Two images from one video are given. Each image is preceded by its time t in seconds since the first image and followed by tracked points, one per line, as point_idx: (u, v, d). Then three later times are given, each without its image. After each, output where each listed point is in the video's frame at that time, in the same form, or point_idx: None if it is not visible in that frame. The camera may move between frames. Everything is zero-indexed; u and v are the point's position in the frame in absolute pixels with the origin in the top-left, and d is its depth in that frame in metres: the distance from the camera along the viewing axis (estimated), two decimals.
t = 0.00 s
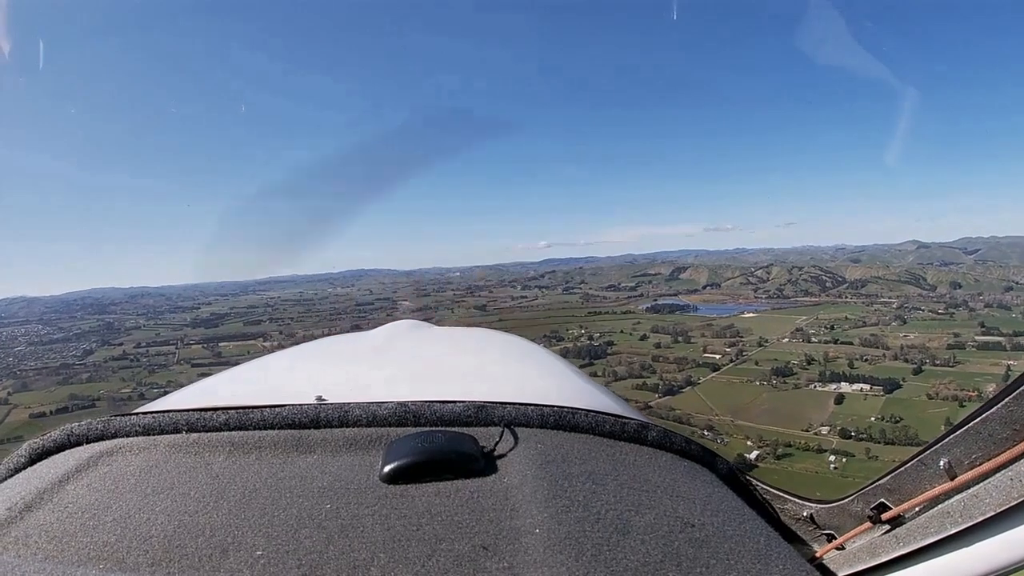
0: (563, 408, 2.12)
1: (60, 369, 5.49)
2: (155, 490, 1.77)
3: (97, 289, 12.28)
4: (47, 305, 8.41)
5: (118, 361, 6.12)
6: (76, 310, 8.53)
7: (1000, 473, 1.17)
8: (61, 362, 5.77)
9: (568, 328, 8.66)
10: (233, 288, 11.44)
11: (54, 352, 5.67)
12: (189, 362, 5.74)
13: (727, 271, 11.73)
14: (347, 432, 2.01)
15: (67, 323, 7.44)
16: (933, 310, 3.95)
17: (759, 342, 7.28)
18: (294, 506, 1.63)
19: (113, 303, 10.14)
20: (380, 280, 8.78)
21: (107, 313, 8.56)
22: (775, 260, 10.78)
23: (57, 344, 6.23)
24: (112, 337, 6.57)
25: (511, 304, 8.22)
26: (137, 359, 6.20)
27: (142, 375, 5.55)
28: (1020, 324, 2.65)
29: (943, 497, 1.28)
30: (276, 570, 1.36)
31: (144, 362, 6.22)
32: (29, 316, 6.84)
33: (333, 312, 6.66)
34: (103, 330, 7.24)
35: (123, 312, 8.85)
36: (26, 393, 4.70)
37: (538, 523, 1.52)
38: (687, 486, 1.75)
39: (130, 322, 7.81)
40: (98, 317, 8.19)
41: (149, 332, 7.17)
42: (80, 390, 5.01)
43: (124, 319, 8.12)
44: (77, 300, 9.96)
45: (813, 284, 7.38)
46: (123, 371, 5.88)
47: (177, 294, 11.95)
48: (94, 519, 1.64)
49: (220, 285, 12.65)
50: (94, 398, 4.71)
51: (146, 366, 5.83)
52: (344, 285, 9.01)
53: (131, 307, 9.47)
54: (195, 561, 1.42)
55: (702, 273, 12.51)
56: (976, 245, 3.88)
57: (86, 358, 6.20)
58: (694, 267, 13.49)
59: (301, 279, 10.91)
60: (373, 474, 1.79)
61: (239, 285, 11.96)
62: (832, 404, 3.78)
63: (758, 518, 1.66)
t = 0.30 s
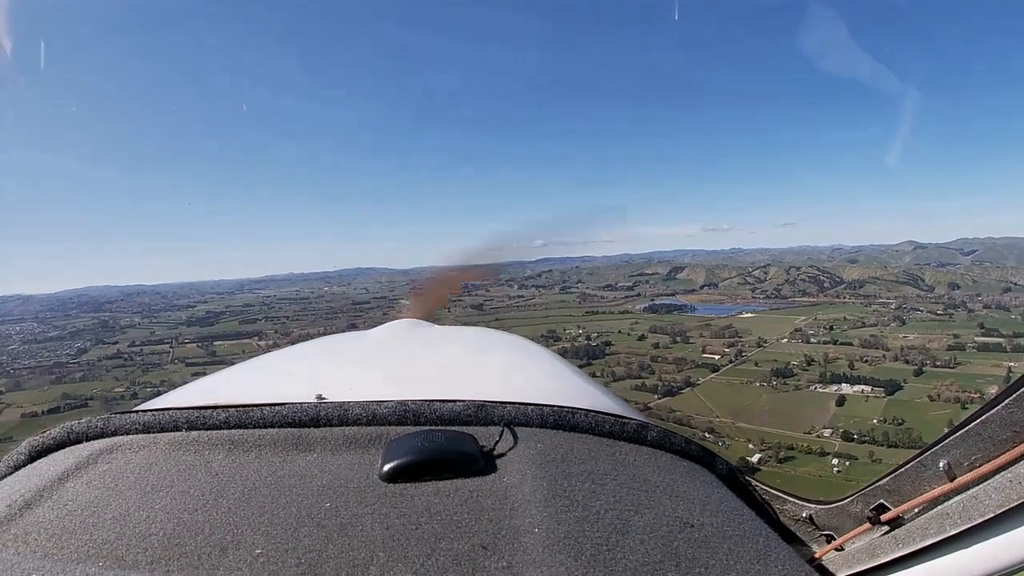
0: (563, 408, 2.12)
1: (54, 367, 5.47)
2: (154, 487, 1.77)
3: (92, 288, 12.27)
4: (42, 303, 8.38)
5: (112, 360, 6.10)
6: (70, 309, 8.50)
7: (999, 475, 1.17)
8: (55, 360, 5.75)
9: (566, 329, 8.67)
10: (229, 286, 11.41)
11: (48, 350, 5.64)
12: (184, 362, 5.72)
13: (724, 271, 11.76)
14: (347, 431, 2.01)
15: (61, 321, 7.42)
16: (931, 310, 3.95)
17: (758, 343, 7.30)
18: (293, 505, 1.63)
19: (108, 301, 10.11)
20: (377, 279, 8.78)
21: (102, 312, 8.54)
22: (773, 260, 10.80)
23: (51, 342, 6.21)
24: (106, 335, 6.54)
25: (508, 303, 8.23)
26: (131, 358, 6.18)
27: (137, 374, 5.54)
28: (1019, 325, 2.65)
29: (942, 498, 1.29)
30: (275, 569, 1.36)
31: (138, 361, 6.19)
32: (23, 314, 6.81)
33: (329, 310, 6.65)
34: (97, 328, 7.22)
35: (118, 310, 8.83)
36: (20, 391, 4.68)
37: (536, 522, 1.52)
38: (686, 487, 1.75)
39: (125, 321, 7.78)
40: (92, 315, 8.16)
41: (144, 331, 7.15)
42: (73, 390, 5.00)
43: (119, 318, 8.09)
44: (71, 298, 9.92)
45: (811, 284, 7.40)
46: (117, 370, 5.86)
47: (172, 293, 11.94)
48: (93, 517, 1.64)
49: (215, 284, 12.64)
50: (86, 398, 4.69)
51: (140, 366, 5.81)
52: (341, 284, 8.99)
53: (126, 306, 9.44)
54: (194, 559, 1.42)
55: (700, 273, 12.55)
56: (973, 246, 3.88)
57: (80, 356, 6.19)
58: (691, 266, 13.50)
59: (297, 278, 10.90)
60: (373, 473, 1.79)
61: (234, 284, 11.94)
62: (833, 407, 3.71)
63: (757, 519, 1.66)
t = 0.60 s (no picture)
0: (561, 408, 2.12)
1: (49, 367, 5.45)
2: (151, 488, 1.77)
3: (89, 287, 12.26)
4: (39, 302, 8.37)
5: (106, 359, 6.08)
6: (67, 308, 8.48)
7: (997, 475, 1.17)
8: (51, 360, 5.73)
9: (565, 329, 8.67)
10: (227, 286, 11.40)
11: (45, 350, 5.63)
12: (179, 362, 5.71)
13: (723, 270, 11.77)
14: (345, 431, 2.01)
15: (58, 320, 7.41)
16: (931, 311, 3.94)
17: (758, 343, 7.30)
18: (291, 505, 1.63)
19: (105, 299, 10.10)
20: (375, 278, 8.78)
21: (98, 311, 8.53)
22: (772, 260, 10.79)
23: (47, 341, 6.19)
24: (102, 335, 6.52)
25: (507, 303, 8.23)
26: (127, 359, 6.16)
27: (132, 374, 5.53)
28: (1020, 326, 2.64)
29: (940, 498, 1.28)
30: (273, 569, 1.36)
31: (135, 360, 6.17)
32: (20, 313, 6.79)
33: (327, 310, 6.63)
34: (94, 327, 7.20)
35: (114, 309, 8.81)
36: (15, 390, 4.67)
37: (534, 523, 1.52)
38: (685, 487, 1.75)
39: (121, 321, 7.76)
40: (89, 314, 8.15)
41: (139, 331, 7.14)
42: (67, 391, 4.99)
43: (116, 317, 8.07)
44: (68, 297, 9.90)
45: (810, 284, 7.39)
46: (111, 370, 5.85)
47: (170, 291, 11.93)
48: (91, 517, 1.64)
49: (213, 282, 12.63)
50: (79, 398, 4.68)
51: (135, 366, 5.80)
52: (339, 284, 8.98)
53: (123, 305, 9.43)
54: (192, 559, 1.42)
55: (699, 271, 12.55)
56: (973, 246, 3.88)
57: (76, 356, 6.18)
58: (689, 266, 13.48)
59: (295, 276, 10.90)
60: (371, 473, 1.79)
61: (232, 283, 11.93)
62: (836, 410, 3.71)
63: (755, 519, 1.66)
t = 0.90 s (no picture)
0: (559, 407, 2.12)
1: (45, 367, 5.45)
2: (149, 489, 1.77)
3: (88, 286, 12.25)
4: (37, 301, 8.36)
5: (104, 359, 6.07)
6: (65, 308, 8.49)
7: (994, 473, 1.17)
8: (48, 359, 5.72)
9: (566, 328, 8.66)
10: (226, 284, 11.40)
11: (42, 349, 5.62)
12: (177, 362, 5.71)
13: (723, 270, 11.76)
14: (343, 431, 2.00)
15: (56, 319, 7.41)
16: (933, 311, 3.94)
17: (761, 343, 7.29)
18: (289, 506, 1.63)
19: (103, 298, 10.10)
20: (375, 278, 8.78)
21: (96, 309, 8.52)
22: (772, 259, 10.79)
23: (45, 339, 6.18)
24: (100, 334, 6.51)
25: (507, 302, 8.22)
26: (125, 359, 6.16)
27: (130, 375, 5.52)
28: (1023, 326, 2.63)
29: (937, 496, 1.28)
30: (271, 570, 1.36)
31: (132, 360, 6.15)
32: (17, 312, 6.78)
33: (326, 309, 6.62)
34: (92, 326, 7.20)
35: (112, 308, 8.81)
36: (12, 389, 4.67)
37: (533, 522, 1.52)
38: (683, 486, 1.75)
39: (119, 320, 7.76)
40: (87, 313, 8.14)
41: (137, 330, 7.13)
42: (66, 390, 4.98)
43: (114, 316, 8.06)
44: (67, 296, 9.91)
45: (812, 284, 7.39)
46: (108, 370, 5.84)
47: (168, 290, 11.93)
48: (89, 519, 1.63)
49: (212, 281, 12.63)
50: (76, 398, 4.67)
51: (134, 366, 5.79)
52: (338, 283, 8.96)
53: (121, 304, 9.43)
54: (190, 560, 1.42)
55: (699, 270, 12.55)
56: (975, 247, 3.87)
57: (73, 355, 6.17)
58: (689, 266, 13.47)
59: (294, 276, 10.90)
60: (368, 473, 1.79)
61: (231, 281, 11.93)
62: (841, 412, 3.71)
63: (753, 517, 1.66)
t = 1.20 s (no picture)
0: (556, 408, 2.12)
1: (45, 367, 5.45)
2: (145, 487, 1.76)
3: (90, 286, 12.28)
4: (38, 300, 8.37)
5: (104, 359, 6.08)
6: (67, 307, 8.50)
7: (990, 476, 1.17)
8: (47, 359, 5.71)
9: (568, 329, 8.66)
10: (228, 284, 11.41)
11: (42, 349, 5.61)
12: (178, 361, 5.71)
13: (726, 270, 11.76)
14: (339, 430, 2.00)
15: (57, 318, 7.43)
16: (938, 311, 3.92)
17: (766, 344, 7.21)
18: (284, 505, 1.63)
19: (106, 298, 10.12)
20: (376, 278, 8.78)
21: (98, 309, 8.53)
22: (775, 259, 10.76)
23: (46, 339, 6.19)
24: (101, 333, 6.52)
25: (508, 302, 8.23)
26: (126, 358, 6.16)
27: (131, 375, 5.52)
28: None
29: (933, 498, 1.29)
30: (266, 569, 1.36)
31: (132, 360, 6.15)
32: (18, 311, 6.78)
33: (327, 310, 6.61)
34: (93, 325, 7.21)
35: (112, 308, 8.82)
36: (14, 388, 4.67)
37: (529, 522, 1.52)
38: (679, 488, 1.75)
39: (120, 319, 7.76)
40: (89, 313, 8.15)
41: (138, 330, 7.14)
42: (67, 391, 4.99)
43: (115, 316, 8.06)
44: (70, 296, 9.92)
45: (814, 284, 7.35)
46: (108, 369, 5.83)
47: (170, 290, 11.95)
48: (84, 517, 1.63)
49: (213, 281, 12.65)
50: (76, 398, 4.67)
51: (134, 366, 5.79)
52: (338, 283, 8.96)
53: (123, 303, 9.44)
54: (185, 558, 1.42)
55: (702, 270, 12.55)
56: (979, 248, 3.85)
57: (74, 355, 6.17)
58: (692, 267, 13.45)
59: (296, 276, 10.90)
60: (365, 473, 1.78)
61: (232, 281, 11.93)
62: (849, 412, 3.68)
63: (749, 519, 1.66)
